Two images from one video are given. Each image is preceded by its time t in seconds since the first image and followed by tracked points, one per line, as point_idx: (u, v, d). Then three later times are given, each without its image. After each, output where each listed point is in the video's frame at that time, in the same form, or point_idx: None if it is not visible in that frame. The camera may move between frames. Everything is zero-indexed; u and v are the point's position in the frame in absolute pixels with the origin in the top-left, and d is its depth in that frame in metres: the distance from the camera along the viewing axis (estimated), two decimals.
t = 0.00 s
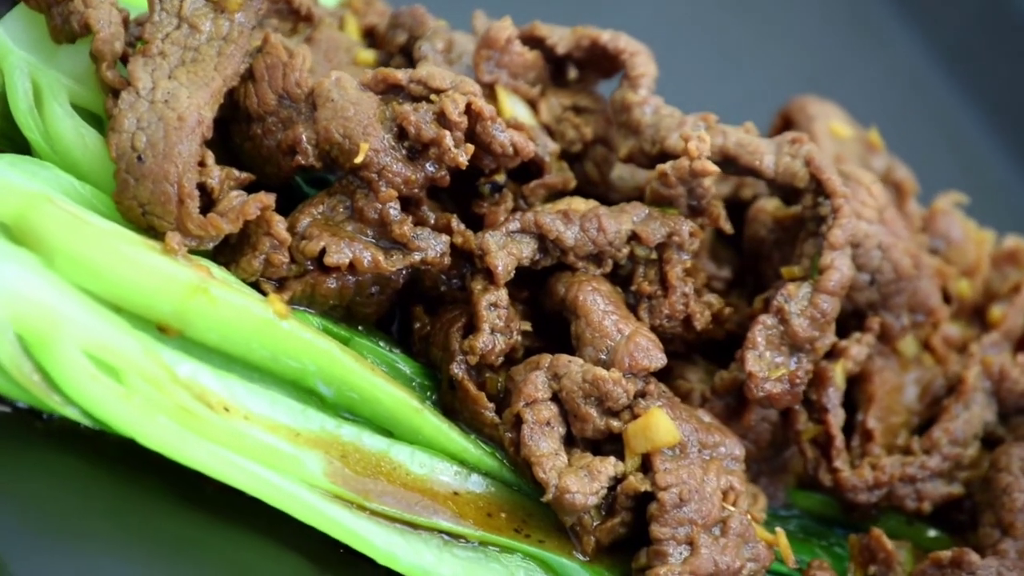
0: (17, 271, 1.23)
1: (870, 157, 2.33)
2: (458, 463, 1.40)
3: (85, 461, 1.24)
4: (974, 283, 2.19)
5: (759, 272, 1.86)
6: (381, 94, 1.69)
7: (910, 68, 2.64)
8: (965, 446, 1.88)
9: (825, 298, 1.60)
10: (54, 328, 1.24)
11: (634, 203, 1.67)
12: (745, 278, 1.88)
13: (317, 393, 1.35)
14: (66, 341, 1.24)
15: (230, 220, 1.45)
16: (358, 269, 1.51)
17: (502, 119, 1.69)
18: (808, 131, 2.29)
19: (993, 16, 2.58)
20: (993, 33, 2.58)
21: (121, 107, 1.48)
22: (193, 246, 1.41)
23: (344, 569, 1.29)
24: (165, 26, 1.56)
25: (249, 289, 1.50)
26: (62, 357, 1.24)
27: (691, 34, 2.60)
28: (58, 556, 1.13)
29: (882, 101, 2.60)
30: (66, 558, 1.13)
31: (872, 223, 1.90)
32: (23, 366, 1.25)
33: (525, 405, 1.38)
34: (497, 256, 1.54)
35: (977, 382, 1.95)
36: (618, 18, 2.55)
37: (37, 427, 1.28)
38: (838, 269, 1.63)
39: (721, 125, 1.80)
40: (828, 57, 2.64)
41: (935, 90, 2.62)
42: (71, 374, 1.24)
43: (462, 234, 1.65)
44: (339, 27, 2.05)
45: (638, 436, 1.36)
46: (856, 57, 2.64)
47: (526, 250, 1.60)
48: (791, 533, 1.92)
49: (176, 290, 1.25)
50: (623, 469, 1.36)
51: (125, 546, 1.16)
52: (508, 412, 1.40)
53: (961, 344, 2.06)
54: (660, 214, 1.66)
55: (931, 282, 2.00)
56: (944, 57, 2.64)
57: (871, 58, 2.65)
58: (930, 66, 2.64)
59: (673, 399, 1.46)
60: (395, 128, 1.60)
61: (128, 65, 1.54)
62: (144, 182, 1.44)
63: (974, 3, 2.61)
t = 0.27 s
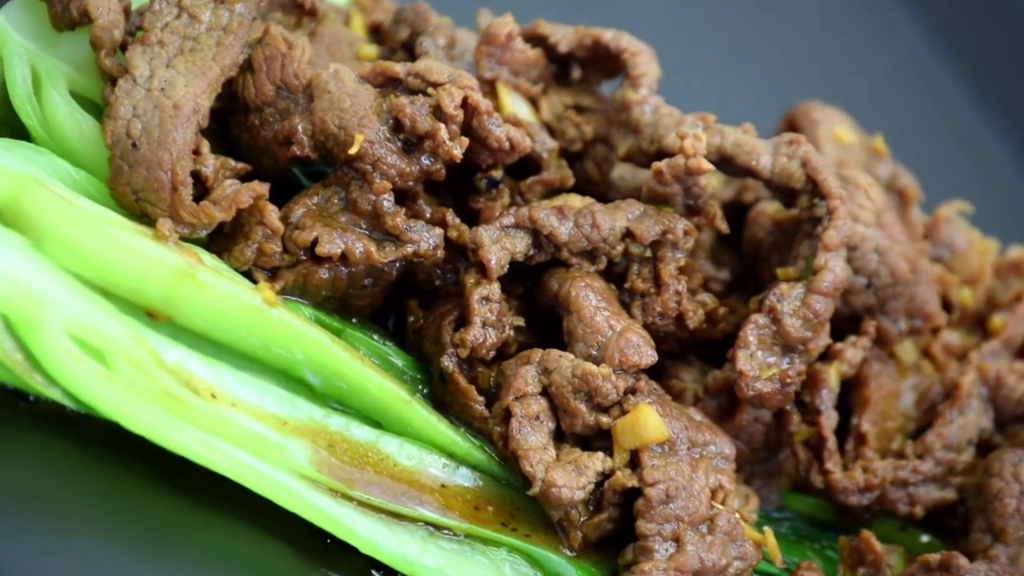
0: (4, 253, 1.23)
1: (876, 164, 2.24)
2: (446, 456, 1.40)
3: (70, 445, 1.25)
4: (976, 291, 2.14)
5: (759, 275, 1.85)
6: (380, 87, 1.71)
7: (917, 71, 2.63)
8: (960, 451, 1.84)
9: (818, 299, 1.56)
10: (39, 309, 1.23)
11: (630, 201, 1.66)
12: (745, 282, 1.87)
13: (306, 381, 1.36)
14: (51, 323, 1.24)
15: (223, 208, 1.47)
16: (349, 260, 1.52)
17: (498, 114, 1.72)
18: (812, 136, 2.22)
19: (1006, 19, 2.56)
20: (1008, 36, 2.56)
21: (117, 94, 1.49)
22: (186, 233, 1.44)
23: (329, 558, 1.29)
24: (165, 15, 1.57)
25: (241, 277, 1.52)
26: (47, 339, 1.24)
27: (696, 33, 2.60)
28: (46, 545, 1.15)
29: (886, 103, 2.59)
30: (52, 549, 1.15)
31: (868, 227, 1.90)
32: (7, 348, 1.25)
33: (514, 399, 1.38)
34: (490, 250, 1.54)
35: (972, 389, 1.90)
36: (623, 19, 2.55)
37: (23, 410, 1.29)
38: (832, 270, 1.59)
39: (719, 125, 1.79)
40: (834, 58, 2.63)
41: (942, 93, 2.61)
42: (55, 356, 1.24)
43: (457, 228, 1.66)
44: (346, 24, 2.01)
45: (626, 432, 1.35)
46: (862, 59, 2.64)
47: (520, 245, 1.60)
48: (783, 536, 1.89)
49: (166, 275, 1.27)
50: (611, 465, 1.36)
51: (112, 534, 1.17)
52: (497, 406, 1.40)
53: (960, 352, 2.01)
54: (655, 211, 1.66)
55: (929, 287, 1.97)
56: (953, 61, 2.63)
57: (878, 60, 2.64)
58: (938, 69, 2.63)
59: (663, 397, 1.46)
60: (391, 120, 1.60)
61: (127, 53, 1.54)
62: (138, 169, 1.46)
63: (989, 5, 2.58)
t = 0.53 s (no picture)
0: None
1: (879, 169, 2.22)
2: (436, 449, 1.41)
3: (56, 433, 1.25)
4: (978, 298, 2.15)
5: (757, 277, 1.84)
6: (378, 81, 1.72)
7: (920, 72, 2.64)
8: (953, 456, 1.80)
9: (811, 299, 1.52)
10: (27, 292, 1.24)
11: (625, 198, 1.66)
12: (745, 284, 1.86)
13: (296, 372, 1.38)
14: (39, 306, 1.25)
15: (217, 197, 1.49)
16: (343, 251, 1.55)
17: (495, 109, 1.73)
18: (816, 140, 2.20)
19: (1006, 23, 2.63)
20: (1009, 36, 2.62)
21: (116, 83, 1.51)
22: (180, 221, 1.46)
23: (316, 547, 1.29)
24: (166, 5, 1.58)
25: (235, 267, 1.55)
26: (34, 321, 1.24)
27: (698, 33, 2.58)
28: (30, 533, 1.14)
29: (889, 103, 2.59)
30: (36, 534, 1.14)
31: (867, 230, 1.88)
32: None
33: (504, 393, 1.38)
34: (484, 244, 1.55)
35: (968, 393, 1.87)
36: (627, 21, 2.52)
37: (10, 393, 1.29)
38: (827, 271, 1.55)
39: (718, 125, 1.79)
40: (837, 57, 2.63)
41: (944, 96, 2.63)
42: (41, 339, 1.25)
43: (453, 223, 1.68)
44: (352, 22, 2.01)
45: (616, 428, 1.34)
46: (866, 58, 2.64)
47: (515, 240, 1.60)
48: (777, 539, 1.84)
49: (156, 261, 1.29)
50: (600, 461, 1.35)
51: (98, 521, 1.17)
52: (488, 400, 1.40)
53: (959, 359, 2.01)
54: (650, 209, 1.66)
55: (927, 290, 1.97)
56: (954, 63, 2.66)
57: (882, 61, 2.65)
58: (940, 71, 2.65)
59: (654, 394, 1.45)
60: (387, 113, 1.62)
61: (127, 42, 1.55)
62: (133, 157, 1.48)
63: (990, 5, 2.64)
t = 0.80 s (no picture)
0: None
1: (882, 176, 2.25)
2: (426, 442, 1.41)
3: (43, 419, 1.25)
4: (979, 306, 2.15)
5: (756, 280, 1.83)
6: (377, 74, 1.72)
7: (922, 73, 2.64)
8: (946, 461, 1.78)
9: (805, 299, 1.50)
10: (16, 275, 1.26)
11: (621, 196, 1.66)
12: (743, 287, 1.84)
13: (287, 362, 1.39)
14: (26, 290, 1.26)
15: (211, 186, 1.50)
16: (336, 243, 1.55)
17: (492, 104, 1.74)
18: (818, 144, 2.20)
19: (1005, 25, 2.66)
20: (1009, 35, 2.65)
21: (114, 72, 1.51)
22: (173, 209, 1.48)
23: (303, 537, 1.29)
24: None
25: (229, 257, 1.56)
26: (22, 304, 1.26)
27: (701, 33, 2.56)
28: (16, 516, 1.14)
29: (891, 104, 2.60)
30: (26, 517, 1.14)
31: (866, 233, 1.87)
32: None
33: (495, 387, 1.39)
34: (479, 239, 1.55)
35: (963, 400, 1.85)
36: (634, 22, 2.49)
37: None
38: (821, 271, 1.53)
39: (717, 125, 1.78)
40: (839, 58, 2.62)
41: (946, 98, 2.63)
42: (29, 322, 1.26)
43: (448, 217, 1.68)
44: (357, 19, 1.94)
45: (605, 423, 1.34)
46: (869, 59, 2.63)
47: (509, 235, 1.60)
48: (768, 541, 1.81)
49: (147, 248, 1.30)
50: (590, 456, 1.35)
51: (83, 505, 1.17)
52: (479, 394, 1.40)
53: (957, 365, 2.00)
54: (646, 207, 1.66)
55: (926, 295, 1.97)
56: (956, 65, 2.66)
57: (884, 61, 2.64)
58: (942, 72, 2.65)
59: (646, 391, 1.45)
60: (384, 106, 1.63)
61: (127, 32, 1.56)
62: (129, 145, 1.48)
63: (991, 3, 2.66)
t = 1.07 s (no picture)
0: None
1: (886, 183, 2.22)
2: (415, 434, 1.41)
3: (31, 400, 1.26)
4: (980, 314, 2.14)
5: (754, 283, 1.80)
6: (377, 68, 1.74)
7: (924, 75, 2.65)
8: (940, 465, 1.74)
9: (798, 299, 1.49)
10: (5, 257, 1.27)
11: (617, 193, 1.67)
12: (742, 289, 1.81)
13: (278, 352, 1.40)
14: (14, 272, 1.28)
15: (205, 174, 1.54)
16: (329, 233, 1.57)
17: (490, 100, 1.75)
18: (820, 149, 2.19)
19: (1005, 31, 2.69)
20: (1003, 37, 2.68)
21: (112, 60, 1.55)
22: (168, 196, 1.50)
23: (288, 526, 1.29)
24: None
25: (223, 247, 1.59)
26: (9, 286, 1.27)
27: (703, 33, 2.56)
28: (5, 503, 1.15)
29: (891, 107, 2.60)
30: (16, 502, 1.16)
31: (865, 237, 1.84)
32: None
33: (485, 380, 1.39)
34: (472, 233, 1.57)
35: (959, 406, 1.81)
36: (638, 21, 2.50)
37: None
38: (815, 271, 1.51)
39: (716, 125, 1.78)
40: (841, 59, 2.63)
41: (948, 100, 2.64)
42: (16, 305, 1.27)
43: (444, 212, 1.69)
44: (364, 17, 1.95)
45: (594, 418, 1.34)
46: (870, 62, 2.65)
47: (504, 230, 1.62)
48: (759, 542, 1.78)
49: (138, 234, 1.32)
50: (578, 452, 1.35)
51: (70, 490, 1.19)
52: (469, 387, 1.41)
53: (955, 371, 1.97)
54: (641, 205, 1.66)
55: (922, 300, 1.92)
56: (958, 67, 2.68)
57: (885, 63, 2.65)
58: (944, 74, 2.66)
59: (637, 388, 1.44)
60: (381, 99, 1.65)
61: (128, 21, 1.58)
62: (125, 132, 1.52)
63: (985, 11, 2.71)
